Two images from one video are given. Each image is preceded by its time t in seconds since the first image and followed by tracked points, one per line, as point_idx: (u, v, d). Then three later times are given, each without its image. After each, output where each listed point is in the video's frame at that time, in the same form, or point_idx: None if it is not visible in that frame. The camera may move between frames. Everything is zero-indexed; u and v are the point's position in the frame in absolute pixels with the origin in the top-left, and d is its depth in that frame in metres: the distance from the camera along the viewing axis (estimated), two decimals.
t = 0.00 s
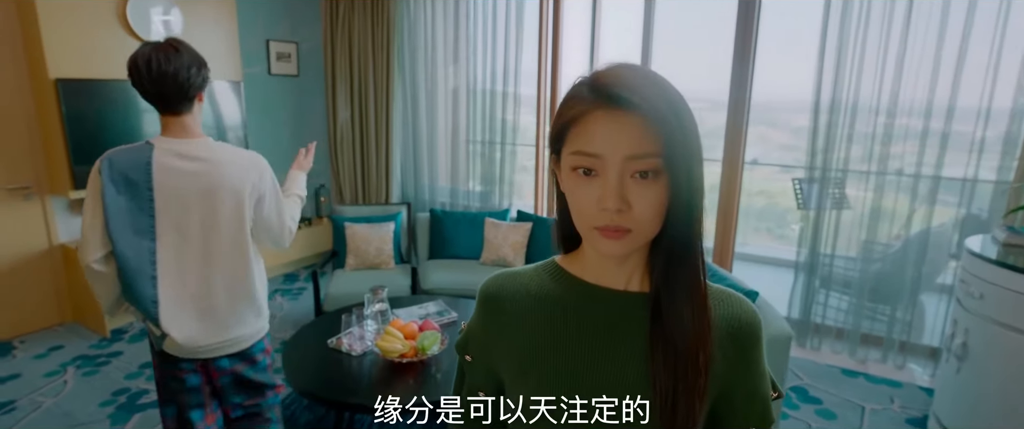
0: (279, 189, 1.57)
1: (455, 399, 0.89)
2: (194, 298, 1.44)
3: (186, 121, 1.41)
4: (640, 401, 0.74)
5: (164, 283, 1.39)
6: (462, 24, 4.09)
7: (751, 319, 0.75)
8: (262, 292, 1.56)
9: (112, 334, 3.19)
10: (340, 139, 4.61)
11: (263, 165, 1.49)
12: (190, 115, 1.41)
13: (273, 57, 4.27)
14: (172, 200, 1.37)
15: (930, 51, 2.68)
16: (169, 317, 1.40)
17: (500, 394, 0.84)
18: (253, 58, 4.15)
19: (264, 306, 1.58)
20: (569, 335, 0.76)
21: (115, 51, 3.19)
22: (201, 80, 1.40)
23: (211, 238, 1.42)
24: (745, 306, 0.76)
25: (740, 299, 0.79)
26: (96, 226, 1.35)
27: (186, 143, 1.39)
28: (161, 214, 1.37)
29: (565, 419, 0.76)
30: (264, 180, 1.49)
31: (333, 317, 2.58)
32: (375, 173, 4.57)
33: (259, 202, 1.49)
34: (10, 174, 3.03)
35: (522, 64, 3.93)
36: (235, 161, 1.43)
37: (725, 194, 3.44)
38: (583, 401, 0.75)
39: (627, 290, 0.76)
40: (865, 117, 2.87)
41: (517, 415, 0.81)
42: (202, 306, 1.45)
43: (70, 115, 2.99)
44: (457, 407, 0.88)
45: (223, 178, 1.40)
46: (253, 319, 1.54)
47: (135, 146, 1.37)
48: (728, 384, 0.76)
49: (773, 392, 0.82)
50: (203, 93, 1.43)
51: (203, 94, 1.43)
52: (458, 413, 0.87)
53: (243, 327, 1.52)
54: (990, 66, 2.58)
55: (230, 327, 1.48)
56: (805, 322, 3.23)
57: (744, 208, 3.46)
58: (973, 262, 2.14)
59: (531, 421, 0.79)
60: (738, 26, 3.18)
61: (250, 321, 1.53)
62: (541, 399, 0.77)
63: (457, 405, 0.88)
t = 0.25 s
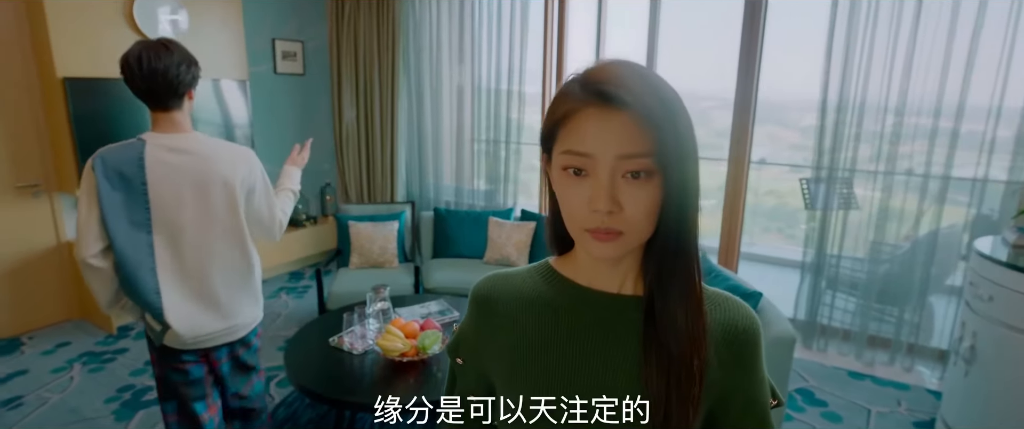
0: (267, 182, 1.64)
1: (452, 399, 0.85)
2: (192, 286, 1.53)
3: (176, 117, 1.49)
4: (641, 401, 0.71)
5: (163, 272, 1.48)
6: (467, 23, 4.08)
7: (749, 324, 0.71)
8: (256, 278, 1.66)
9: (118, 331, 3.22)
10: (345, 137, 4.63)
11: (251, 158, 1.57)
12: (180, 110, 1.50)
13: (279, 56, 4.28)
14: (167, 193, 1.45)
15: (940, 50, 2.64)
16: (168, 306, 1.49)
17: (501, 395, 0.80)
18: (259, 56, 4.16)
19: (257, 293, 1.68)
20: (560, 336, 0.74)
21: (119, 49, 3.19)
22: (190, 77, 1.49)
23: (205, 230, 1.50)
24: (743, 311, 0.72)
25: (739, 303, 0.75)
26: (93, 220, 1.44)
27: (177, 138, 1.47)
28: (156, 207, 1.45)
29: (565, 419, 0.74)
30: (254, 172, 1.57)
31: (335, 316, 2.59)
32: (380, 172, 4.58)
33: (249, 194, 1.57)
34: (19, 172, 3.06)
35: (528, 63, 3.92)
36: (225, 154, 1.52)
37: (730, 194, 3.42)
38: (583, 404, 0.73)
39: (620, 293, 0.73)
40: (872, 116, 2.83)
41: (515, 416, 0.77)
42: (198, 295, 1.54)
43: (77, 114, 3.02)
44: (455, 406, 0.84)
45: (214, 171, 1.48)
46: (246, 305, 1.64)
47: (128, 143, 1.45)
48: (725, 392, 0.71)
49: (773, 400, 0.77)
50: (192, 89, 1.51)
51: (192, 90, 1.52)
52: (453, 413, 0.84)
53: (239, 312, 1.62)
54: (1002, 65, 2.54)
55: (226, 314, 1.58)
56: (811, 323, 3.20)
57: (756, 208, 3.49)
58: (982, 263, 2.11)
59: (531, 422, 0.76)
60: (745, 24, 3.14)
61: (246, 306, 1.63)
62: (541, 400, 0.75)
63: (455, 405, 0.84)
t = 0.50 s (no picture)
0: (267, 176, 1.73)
1: (451, 397, 0.80)
2: (199, 275, 1.63)
3: (177, 115, 1.58)
4: (639, 401, 0.67)
5: (173, 263, 1.58)
6: (474, 21, 4.08)
7: (746, 331, 0.67)
8: (259, 267, 1.76)
9: (127, 326, 3.26)
10: (352, 136, 4.64)
11: (251, 154, 1.66)
12: (180, 109, 1.58)
13: (286, 55, 4.30)
14: (174, 188, 1.54)
15: (953, 48, 2.59)
16: (179, 295, 1.58)
17: (500, 395, 0.74)
18: (267, 55, 4.19)
19: (260, 280, 1.78)
20: (550, 341, 0.70)
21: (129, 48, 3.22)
22: (190, 77, 1.57)
23: (212, 223, 1.60)
24: (741, 317, 0.68)
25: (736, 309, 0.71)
26: (106, 217, 1.54)
27: (181, 135, 1.56)
28: (164, 202, 1.55)
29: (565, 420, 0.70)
30: (254, 166, 1.66)
31: (339, 314, 2.60)
32: (387, 170, 4.59)
33: (251, 188, 1.66)
34: (31, 169, 3.10)
35: (534, 61, 3.90)
36: (226, 150, 1.60)
37: (738, 193, 3.38)
38: (581, 403, 0.68)
39: (612, 298, 0.69)
40: (883, 115, 2.79)
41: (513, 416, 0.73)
42: (206, 284, 1.64)
43: (87, 112, 3.05)
44: (453, 404, 0.79)
45: (217, 166, 1.57)
46: (251, 292, 1.75)
47: (135, 142, 1.53)
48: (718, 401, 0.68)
49: (771, 410, 0.73)
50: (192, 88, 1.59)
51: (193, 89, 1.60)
52: (449, 412, 0.79)
53: (244, 299, 1.72)
54: (1017, 62, 2.49)
55: (232, 301, 1.68)
56: (820, 325, 3.15)
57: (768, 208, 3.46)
58: (993, 265, 2.06)
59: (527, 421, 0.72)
60: (753, 21, 3.11)
61: (250, 293, 1.74)
62: (541, 399, 0.71)
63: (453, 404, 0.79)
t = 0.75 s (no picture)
0: (278, 172, 1.79)
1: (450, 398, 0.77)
2: (213, 267, 1.69)
3: (197, 116, 1.63)
4: (638, 401, 0.64)
5: (190, 254, 1.65)
6: (481, 19, 4.07)
7: (744, 338, 0.63)
8: (270, 259, 1.83)
9: (136, 322, 3.29)
10: (360, 134, 4.66)
11: (262, 151, 1.71)
12: (200, 110, 1.63)
13: (295, 54, 4.33)
14: (192, 183, 1.61)
15: (967, 46, 2.54)
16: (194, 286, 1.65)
17: (500, 395, 0.70)
18: (275, 54, 4.21)
19: (269, 271, 1.85)
20: (541, 345, 0.67)
21: (139, 47, 3.25)
22: (211, 79, 1.62)
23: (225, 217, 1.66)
24: (739, 323, 0.64)
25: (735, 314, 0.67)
26: (129, 209, 1.60)
27: (199, 133, 1.62)
28: (183, 196, 1.61)
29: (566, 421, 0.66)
30: (266, 163, 1.73)
31: (343, 312, 2.60)
32: (394, 169, 4.60)
33: (263, 185, 1.72)
34: (42, 166, 3.14)
35: (541, 59, 3.89)
36: (240, 147, 1.66)
37: (746, 192, 3.35)
38: (582, 402, 0.65)
39: (606, 302, 0.66)
40: (893, 114, 2.75)
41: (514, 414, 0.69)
42: (219, 275, 1.70)
43: (96, 110, 3.09)
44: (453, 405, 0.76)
45: (231, 162, 1.64)
46: (262, 283, 1.81)
47: (156, 138, 1.60)
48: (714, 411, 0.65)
49: (771, 420, 0.69)
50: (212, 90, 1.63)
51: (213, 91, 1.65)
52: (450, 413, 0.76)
53: (255, 291, 1.79)
54: None
55: (244, 292, 1.75)
56: (828, 327, 3.11)
57: (780, 208, 3.52)
58: (1005, 268, 2.02)
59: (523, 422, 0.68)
60: (762, 19, 3.07)
61: (261, 285, 1.81)
62: (541, 398, 0.67)
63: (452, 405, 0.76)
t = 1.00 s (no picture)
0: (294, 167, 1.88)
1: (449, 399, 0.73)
2: (227, 252, 1.79)
3: (222, 110, 1.74)
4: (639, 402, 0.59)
5: (206, 240, 1.76)
6: (488, 18, 4.07)
7: (738, 343, 0.59)
8: (282, 249, 1.93)
9: (144, 319, 3.33)
10: (367, 133, 4.67)
11: (278, 146, 1.80)
12: (225, 104, 1.74)
13: (302, 53, 4.35)
14: (212, 173, 1.71)
15: (979, 44, 2.50)
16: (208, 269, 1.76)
17: (500, 395, 0.66)
18: (283, 53, 4.24)
19: (281, 260, 1.94)
20: (531, 347, 0.64)
21: (148, 46, 3.27)
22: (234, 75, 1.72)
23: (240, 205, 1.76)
24: (733, 327, 0.60)
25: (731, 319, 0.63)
26: (153, 193, 1.72)
27: (221, 125, 1.73)
28: (202, 185, 1.72)
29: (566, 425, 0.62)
30: (282, 157, 1.82)
31: (347, 310, 2.61)
32: (401, 168, 4.60)
33: (277, 178, 1.81)
34: (53, 164, 3.19)
35: (547, 59, 3.88)
36: (258, 141, 1.76)
37: (754, 192, 3.32)
38: (582, 403, 0.61)
39: (597, 305, 0.62)
40: (904, 114, 2.70)
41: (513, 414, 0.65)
42: (233, 260, 1.80)
43: (106, 109, 3.13)
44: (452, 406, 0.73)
45: (249, 155, 1.73)
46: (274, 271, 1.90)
47: (182, 129, 1.71)
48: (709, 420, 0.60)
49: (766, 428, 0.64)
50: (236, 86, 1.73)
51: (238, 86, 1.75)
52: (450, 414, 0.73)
53: (265, 278, 1.87)
54: None
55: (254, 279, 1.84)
56: (837, 329, 3.07)
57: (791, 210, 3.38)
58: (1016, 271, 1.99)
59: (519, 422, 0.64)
60: (770, 18, 3.05)
61: (272, 273, 1.90)
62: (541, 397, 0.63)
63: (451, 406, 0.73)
